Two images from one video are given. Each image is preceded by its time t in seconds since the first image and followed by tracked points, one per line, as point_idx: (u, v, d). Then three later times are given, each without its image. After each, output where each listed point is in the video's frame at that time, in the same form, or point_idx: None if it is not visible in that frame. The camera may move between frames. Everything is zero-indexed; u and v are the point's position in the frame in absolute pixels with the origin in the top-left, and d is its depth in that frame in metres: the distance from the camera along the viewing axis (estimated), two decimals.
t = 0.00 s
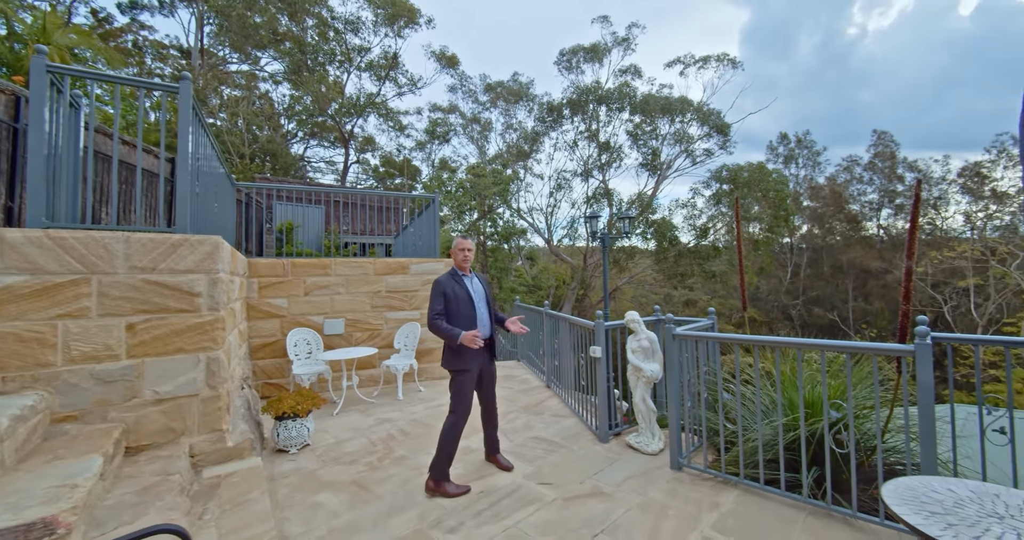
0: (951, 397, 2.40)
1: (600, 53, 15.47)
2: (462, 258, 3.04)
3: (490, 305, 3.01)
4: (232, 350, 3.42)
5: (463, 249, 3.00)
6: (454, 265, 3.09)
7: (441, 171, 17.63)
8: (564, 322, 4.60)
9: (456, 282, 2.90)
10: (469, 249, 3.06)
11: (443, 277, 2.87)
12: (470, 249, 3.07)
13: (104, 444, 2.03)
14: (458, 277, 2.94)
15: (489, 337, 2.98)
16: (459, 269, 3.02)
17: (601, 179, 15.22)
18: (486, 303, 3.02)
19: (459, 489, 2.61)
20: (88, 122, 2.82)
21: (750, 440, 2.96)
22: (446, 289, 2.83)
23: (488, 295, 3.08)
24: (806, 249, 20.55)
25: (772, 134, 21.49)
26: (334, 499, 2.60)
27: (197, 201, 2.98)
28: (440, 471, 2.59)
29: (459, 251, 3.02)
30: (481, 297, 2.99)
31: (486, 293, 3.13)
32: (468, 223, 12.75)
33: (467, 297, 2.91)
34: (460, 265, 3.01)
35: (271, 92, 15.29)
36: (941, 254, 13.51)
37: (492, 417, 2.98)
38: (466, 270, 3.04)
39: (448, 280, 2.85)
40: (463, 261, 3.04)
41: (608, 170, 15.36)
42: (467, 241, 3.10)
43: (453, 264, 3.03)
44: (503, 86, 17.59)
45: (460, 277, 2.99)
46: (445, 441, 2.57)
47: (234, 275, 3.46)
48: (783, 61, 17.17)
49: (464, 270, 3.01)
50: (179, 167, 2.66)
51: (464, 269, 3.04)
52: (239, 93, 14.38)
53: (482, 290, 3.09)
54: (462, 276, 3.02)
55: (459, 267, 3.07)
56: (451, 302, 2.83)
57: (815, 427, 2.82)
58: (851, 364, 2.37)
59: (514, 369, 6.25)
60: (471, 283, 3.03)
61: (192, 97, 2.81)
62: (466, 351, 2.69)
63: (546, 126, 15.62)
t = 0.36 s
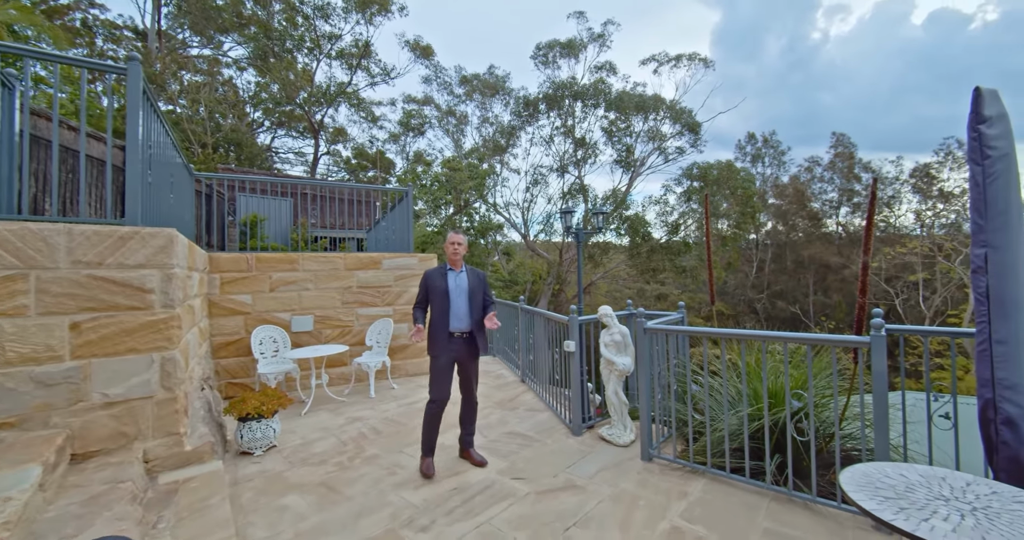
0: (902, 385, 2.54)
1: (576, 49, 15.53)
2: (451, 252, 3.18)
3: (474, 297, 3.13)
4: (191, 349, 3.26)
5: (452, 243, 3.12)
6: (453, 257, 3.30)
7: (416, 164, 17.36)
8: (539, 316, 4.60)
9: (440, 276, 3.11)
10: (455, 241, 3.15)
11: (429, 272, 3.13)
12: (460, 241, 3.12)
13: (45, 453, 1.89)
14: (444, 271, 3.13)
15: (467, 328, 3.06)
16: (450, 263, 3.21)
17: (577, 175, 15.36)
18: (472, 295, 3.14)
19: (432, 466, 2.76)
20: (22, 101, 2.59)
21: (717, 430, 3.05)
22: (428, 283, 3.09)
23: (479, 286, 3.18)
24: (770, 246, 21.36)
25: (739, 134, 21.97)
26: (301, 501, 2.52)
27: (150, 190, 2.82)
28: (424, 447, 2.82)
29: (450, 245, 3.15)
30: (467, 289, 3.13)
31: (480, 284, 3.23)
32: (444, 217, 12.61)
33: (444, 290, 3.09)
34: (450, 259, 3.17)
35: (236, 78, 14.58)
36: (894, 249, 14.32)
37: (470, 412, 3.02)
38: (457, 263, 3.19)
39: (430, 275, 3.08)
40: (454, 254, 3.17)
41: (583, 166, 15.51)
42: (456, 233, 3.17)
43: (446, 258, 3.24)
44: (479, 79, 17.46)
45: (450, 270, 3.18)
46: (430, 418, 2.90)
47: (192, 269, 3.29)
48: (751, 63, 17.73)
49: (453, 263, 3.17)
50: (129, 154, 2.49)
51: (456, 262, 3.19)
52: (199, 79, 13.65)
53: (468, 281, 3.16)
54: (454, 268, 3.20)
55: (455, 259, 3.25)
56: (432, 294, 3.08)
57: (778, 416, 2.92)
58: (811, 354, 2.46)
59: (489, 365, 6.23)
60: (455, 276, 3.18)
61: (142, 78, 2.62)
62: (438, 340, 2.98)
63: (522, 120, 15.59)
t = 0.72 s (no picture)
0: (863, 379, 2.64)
1: (553, 46, 15.55)
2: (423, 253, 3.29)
3: (440, 295, 3.22)
4: (147, 350, 3.09)
5: (422, 244, 3.25)
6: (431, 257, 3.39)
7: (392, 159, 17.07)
8: (515, 313, 4.57)
9: (411, 276, 3.28)
10: (422, 243, 3.24)
11: (404, 272, 3.33)
12: (426, 241, 3.22)
13: None
14: (416, 270, 3.29)
15: (434, 327, 3.17)
16: (424, 263, 3.32)
17: (554, 172, 15.42)
18: (439, 292, 3.24)
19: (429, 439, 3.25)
20: None
21: (689, 425, 3.10)
22: (402, 283, 3.29)
23: (447, 284, 3.25)
24: (739, 243, 22.02)
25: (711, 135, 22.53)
26: (266, 507, 2.42)
27: (99, 182, 2.63)
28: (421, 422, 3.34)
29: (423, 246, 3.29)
30: (435, 288, 3.24)
31: (451, 282, 3.30)
32: (421, 213, 12.45)
33: (415, 291, 3.23)
34: (422, 259, 3.31)
35: (200, 67, 13.92)
36: (855, 247, 15.01)
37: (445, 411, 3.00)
38: (429, 263, 3.31)
39: (403, 275, 3.28)
40: (427, 254, 3.28)
41: (560, 164, 15.58)
42: (424, 234, 3.25)
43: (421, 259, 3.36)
44: (456, 74, 17.30)
45: (423, 270, 3.33)
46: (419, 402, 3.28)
47: (146, 267, 3.09)
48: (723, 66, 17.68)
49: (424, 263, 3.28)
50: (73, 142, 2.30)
51: (429, 261, 3.31)
52: (161, 66, 13.00)
53: (437, 281, 3.26)
54: (427, 268, 3.33)
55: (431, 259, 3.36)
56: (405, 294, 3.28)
57: (747, 410, 3.00)
58: (778, 349, 2.53)
59: (465, 362, 6.18)
60: (427, 276, 3.29)
61: (88, 61, 2.43)
62: (409, 336, 3.19)
63: (500, 116, 15.52)
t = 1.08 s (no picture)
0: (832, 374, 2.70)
1: (533, 45, 15.55)
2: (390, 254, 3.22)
3: (412, 294, 3.20)
4: (101, 354, 2.91)
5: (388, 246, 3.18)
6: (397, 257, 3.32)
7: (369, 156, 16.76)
8: (495, 313, 4.52)
9: (381, 278, 3.21)
10: (387, 244, 3.17)
11: (372, 274, 3.25)
12: (390, 242, 3.16)
13: None
14: (384, 272, 3.22)
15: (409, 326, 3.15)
16: (392, 264, 3.26)
17: (534, 171, 15.42)
18: (411, 292, 3.22)
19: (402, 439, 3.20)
20: None
21: (665, 423, 3.11)
22: (373, 286, 3.21)
23: (418, 283, 3.23)
24: (714, 243, 22.30)
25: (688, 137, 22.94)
26: (230, 518, 2.31)
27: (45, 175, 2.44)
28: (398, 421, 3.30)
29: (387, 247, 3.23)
30: (407, 288, 3.21)
31: (421, 280, 3.28)
32: (400, 211, 12.26)
33: (385, 292, 3.18)
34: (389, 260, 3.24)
35: (167, 57, 13.34)
36: (822, 247, 15.57)
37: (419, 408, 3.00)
38: (396, 263, 3.25)
39: (372, 278, 3.20)
40: (393, 255, 3.22)
41: (541, 163, 15.59)
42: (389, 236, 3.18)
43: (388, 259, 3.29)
44: (436, 70, 17.13)
45: (392, 271, 3.27)
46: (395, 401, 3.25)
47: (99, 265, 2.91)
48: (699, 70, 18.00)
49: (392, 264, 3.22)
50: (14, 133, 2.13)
51: (396, 261, 3.25)
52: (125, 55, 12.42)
53: (407, 280, 3.22)
54: (395, 268, 3.28)
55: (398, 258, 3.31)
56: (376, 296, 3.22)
57: (721, 407, 3.03)
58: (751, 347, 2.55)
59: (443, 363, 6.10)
60: (396, 276, 3.24)
61: (33, 46, 2.25)
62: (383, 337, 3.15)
63: (480, 114, 15.45)
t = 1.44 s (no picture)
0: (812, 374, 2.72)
1: (518, 45, 15.53)
2: (367, 251, 3.17)
3: (392, 292, 3.18)
4: (59, 359, 2.76)
5: (364, 243, 3.13)
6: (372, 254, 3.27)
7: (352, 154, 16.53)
8: (479, 313, 4.44)
9: (358, 277, 3.15)
10: (367, 242, 3.12)
11: (349, 274, 3.18)
12: (367, 240, 3.10)
13: None
14: (362, 271, 3.17)
15: (390, 323, 3.14)
16: (368, 262, 3.21)
17: (520, 170, 15.40)
18: (391, 290, 3.19)
19: (384, 444, 3.13)
20: None
21: (648, 423, 3.11)
22: (350, 286, 3.15)
23: (397, 281, 3.21)
24: (696, 243, 22.65)
25: (670, 138, 23.23)
26: (198, 531, 2.20)
27: None
28: (378, 426, 3.21)
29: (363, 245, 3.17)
30: (386, 286, 3.19)
31: (400, 278, 3.26)
32: (383, 210, 12.10)
33: (365, 291, 3.14)
34: (365, 259, 3.19)
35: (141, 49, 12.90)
36: (800, 247, 15.94)
37: (413, 401, 3.25)
38: (373, 261, 3.20)
39: (350, 278, 3.14)
40: (370, 253, 3.18)
41: (526, 163, 15.58)
42: (367, 234, 3.12)
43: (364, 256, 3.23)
44: (420, 68, 16.99)
45: (368, 270, 3.22)
46: (375, 403, 3.18)
47: (57, 264, 2.76)
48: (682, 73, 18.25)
49: (370, 262, 3.18)
50: None
51: (373, 260, 3.20)
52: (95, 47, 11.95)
53: (385, 277, 3.20)
54: (373, 266, 3.23)
55: (375, 257, 3.26)
56: (354, 296, 3.16)
57: (704, 407, 3.04)
58: (733, 347, 2.56)
59: (425, 364, 6.01)
60: (374, 274, 3.20)
61: None
62: (364, 336, 3.11)
63: (464, 112, 15.36)
